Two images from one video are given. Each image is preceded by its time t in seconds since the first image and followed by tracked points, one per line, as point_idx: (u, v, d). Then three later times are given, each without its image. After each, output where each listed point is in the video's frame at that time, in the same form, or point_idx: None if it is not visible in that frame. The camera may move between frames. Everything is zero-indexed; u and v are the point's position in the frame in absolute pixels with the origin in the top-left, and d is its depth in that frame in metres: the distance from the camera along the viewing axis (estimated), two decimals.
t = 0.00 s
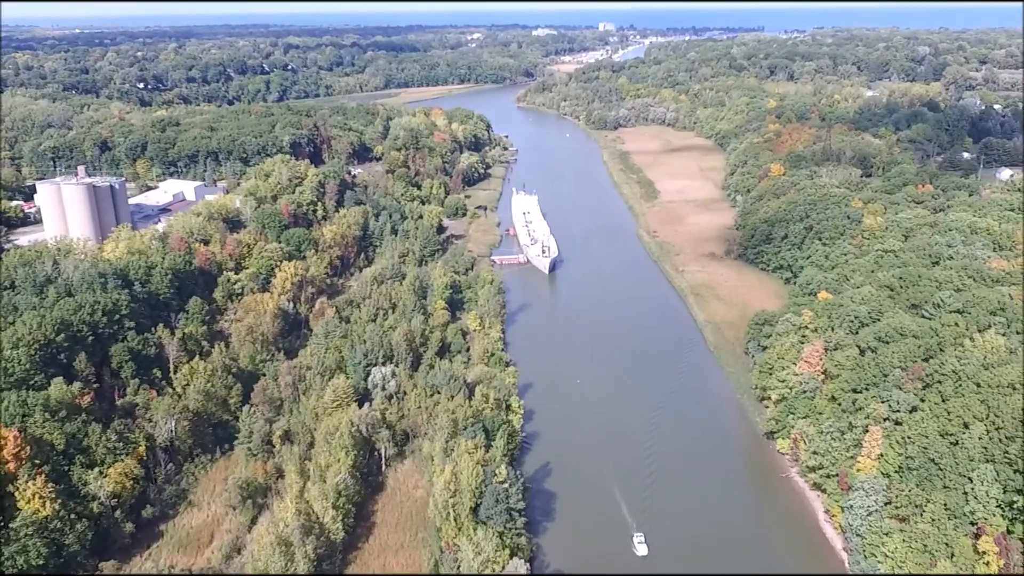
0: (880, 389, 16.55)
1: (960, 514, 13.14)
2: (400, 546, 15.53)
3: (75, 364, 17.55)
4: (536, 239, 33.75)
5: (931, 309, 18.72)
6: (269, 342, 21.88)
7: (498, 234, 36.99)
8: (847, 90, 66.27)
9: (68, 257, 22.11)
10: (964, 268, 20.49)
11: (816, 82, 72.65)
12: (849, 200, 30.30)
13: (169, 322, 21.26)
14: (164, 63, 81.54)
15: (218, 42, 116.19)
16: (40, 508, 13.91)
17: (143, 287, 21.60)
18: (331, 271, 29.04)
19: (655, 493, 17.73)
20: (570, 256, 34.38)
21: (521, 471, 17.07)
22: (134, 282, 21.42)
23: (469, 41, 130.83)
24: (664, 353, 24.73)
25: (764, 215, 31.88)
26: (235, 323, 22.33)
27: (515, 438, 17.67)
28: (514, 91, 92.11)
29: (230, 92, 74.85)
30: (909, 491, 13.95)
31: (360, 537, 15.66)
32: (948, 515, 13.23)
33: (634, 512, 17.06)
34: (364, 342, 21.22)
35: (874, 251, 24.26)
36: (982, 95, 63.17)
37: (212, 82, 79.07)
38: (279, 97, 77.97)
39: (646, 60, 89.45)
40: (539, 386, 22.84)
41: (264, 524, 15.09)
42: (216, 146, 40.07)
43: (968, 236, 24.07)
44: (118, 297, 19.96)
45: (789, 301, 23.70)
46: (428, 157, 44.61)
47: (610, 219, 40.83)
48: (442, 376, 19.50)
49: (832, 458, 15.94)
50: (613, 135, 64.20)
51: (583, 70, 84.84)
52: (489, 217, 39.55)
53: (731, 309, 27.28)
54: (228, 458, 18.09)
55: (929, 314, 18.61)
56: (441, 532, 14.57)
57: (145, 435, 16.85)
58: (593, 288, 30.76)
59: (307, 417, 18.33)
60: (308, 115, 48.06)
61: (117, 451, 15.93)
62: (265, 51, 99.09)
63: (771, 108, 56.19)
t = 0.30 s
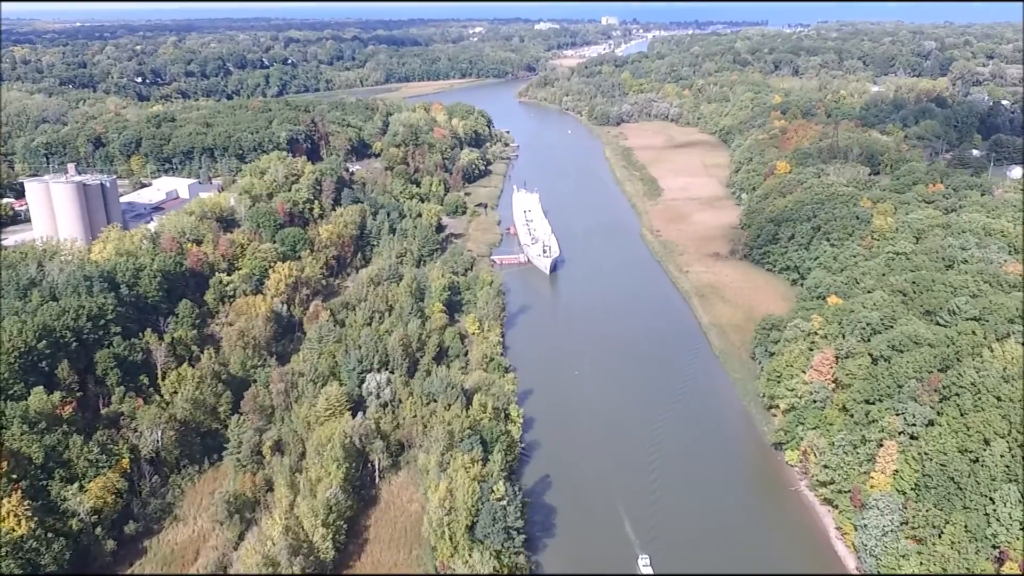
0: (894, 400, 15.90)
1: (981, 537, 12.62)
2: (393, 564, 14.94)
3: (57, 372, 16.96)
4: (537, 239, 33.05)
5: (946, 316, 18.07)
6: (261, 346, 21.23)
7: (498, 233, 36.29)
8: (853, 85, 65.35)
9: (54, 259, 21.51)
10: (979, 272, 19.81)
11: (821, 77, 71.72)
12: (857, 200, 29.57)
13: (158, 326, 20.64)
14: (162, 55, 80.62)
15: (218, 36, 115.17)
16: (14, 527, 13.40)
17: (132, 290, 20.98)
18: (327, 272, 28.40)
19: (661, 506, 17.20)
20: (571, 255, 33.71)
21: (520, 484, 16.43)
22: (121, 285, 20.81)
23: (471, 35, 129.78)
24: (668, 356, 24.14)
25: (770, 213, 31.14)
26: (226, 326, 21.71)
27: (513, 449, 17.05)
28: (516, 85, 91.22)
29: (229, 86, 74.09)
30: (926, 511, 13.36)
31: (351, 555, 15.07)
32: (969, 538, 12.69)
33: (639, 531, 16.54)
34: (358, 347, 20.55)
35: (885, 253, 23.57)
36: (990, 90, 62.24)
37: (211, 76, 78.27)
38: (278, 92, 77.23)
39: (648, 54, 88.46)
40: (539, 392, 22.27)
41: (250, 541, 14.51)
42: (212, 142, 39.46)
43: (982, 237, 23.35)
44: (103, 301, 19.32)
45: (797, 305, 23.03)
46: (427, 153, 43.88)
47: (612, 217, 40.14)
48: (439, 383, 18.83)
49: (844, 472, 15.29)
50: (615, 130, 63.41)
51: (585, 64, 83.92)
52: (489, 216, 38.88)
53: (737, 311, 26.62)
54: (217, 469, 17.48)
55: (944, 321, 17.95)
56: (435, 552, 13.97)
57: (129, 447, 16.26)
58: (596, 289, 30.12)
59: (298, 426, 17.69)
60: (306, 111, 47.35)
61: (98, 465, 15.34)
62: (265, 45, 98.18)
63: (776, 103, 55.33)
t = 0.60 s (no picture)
0: (909, 414, 15.27)
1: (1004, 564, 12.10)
2: None
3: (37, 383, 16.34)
4: (538, 239, 32.38)
5: (962, 325, 17.42)
6: (253, 352, 20.58)
7: (498, 232, 35.60)
8: (858, 81, 64.48)
9: (40, 262, 20.87)
10: (996, 278, 19.14)
11: (826, 73, 70.87)
12: (865, 199, 28.86)
13: (145, 331, 20.00)
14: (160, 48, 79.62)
15: (217, 30, 114.29)
16: None
17: (119, 294, 20.34)
18: (322, 273, 27.75)
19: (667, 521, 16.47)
20: (573, 255, 33.03)
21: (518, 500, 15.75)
22: (108, 289, 20.17)
23: (472, 30, 128.73)
24: (673, 362, 23.40)
25: (776, 213, 30.43)
26: (217, 331, 21.06)
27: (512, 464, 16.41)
28: (517, 81, 90.36)
29: (227, 82, 73.25)
30: (946, 537, 12.82)
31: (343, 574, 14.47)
32: (991, 565, 12.20)
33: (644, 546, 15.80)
34: (353, 354, 19.89)
35: (895, 256, 22.90)
36: (997, 86, 61.37)
37: (209, 71, 77.41)
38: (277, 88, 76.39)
39: (651, 50, 87.55)
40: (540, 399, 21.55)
41: (237, 561, 13.92)
42: (208, 139, 38.83)
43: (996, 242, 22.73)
44: (88, 306, 18.68)
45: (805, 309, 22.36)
46: (427, 150, 43.15)
47: (615, 216, 39.44)
48: (436, 392, 18.19)
49: (858, 490, 14.62)
50: (618, 126, 62.64)
51: (587, 59, 83.07)
52: (489, 215, 38.21)
53: (743, 314, 25.97)
54: (205, 481, 16.87)
55: (961, 330, 17.30)
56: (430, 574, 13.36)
57: (111, 461, 15.67)
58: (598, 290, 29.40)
59: (290, 437, 17.06)
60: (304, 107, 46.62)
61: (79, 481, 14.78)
62: (264, 40, 97.27)
63: (781, 99, 54.51)
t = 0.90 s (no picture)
0: (927, 430, 14.63)
1: None
2: None
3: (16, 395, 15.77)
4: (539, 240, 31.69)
5: (981, 335, 16.78)
6: (244, 358, 19.92)
7: (498, 232, 34.91)
8: (863, 77, 63.60)
9: (24, 267, 20.26)
10: (1014, 285, 18.47)
11: (831, 69, 69.96)
12: (874, 200, 28.12)
13: (132, 338, 19.40)
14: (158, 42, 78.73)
15: (217, 25, 113.46)
16: None
17: (104, 300, 19.72)
18: (317, 275, 27.10)
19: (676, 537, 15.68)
20: (574, 256, 32.35)
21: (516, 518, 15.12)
22: (94, 295, 19.55)
23: (473, 25, 127.73)
24: (677, 371, 22.70)
25: (782, 213, 29.68)
26: (207, 337, 20.39)
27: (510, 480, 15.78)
28: (518, 76, 89.52)
29: (226, 77, 72.51)
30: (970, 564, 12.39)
31: None
32: None
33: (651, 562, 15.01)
34: (346, 361, 19.22)
35: (907, 259, 22.20)
36: (1005, 82, 60.46)
37: (208, 66, 76.64)
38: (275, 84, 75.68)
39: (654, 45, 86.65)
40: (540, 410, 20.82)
41: None
42: (202, 137, 38.49)
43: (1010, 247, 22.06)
44: (70, 313, 18.06)
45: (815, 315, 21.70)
46: (426, 148, 42.42)
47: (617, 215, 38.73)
48: (431, 403, 17.53)
49: (872, 510, 13.91)
50: (620, 123, 61.86)
51: (589, 55, 82.20)
52: (490, 214, 37.51)
53: (748, 318, 25.30)
54: (192, 496, 16.24)
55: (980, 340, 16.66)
56: None
57: (92, 476, 15.10)
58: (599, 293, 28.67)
59: (279, 450, 16.41)
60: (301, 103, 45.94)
61: (57, 499, 14.27)
62: (264, 34, 96.46)
63: (786, 95, 53.66)
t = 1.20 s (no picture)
0: (944, 449, 13.99)
1: None
2: None
3: None
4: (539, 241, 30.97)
5: (998, 347, 16.15)
6: (233, 367, 19.24)
7: (497, 233, 34.21)
8: (868, 75, 62.72)
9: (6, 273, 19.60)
10: None
11: (835, 66, 69.08)
12: (883, 202, 27.39)
13: (116, 346, 18.74)
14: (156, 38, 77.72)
15: (216, 21, 112.46)
16: None
17: (88, 307, 19.06)
18: (311, 279, 26.39)
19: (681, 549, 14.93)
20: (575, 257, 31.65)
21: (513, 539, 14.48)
22: (77, 301, 18.90)
23: (474, 21, 126.63)
24: (680, 377, 22.00)
25: (788, 215, 28.96)
26: (194, 345, 19.71)
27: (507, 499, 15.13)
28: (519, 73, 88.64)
29: (223, 74, 71.56)
30: None
31: None
32: None
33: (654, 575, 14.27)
34: (337, 371, 18.52)
35: (918, 264, 21.53)
36: (1012, 80, 59.55)
37: (206, 62, 75.72)
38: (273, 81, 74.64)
39: (656, 42, 85.72)
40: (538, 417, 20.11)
41: None
42: (196, 135, 37.24)
43: None
44: (50, 321, 17.40)
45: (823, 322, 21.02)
46: (425, 147, 41.65)
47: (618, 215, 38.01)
48: (426, 416, 16.86)
49: (885, 534, 13.29)
50: (622, 121, 61.06)
51: (590, 51, 81.30)
52: (489, 214, 36.79)
53: (753, 323, 24.63)
54: (176, 513, 15.60)
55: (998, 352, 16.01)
56: None
57: (69, 495, 14.52)
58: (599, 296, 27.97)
59: (266, 465, 15.75)
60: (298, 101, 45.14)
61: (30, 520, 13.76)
62: (263, 30, 95.50)
63: (790, 92, 52.82)
